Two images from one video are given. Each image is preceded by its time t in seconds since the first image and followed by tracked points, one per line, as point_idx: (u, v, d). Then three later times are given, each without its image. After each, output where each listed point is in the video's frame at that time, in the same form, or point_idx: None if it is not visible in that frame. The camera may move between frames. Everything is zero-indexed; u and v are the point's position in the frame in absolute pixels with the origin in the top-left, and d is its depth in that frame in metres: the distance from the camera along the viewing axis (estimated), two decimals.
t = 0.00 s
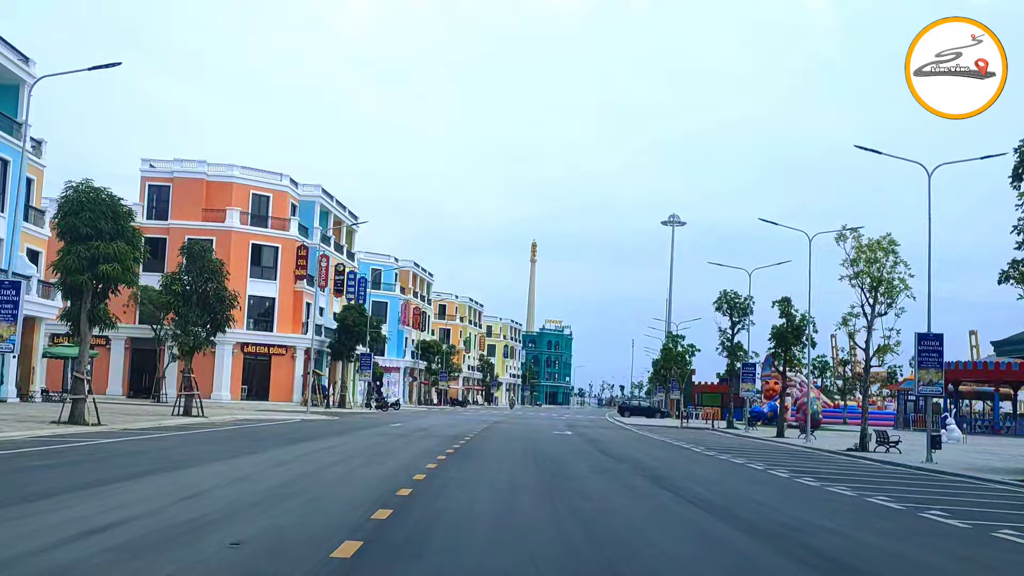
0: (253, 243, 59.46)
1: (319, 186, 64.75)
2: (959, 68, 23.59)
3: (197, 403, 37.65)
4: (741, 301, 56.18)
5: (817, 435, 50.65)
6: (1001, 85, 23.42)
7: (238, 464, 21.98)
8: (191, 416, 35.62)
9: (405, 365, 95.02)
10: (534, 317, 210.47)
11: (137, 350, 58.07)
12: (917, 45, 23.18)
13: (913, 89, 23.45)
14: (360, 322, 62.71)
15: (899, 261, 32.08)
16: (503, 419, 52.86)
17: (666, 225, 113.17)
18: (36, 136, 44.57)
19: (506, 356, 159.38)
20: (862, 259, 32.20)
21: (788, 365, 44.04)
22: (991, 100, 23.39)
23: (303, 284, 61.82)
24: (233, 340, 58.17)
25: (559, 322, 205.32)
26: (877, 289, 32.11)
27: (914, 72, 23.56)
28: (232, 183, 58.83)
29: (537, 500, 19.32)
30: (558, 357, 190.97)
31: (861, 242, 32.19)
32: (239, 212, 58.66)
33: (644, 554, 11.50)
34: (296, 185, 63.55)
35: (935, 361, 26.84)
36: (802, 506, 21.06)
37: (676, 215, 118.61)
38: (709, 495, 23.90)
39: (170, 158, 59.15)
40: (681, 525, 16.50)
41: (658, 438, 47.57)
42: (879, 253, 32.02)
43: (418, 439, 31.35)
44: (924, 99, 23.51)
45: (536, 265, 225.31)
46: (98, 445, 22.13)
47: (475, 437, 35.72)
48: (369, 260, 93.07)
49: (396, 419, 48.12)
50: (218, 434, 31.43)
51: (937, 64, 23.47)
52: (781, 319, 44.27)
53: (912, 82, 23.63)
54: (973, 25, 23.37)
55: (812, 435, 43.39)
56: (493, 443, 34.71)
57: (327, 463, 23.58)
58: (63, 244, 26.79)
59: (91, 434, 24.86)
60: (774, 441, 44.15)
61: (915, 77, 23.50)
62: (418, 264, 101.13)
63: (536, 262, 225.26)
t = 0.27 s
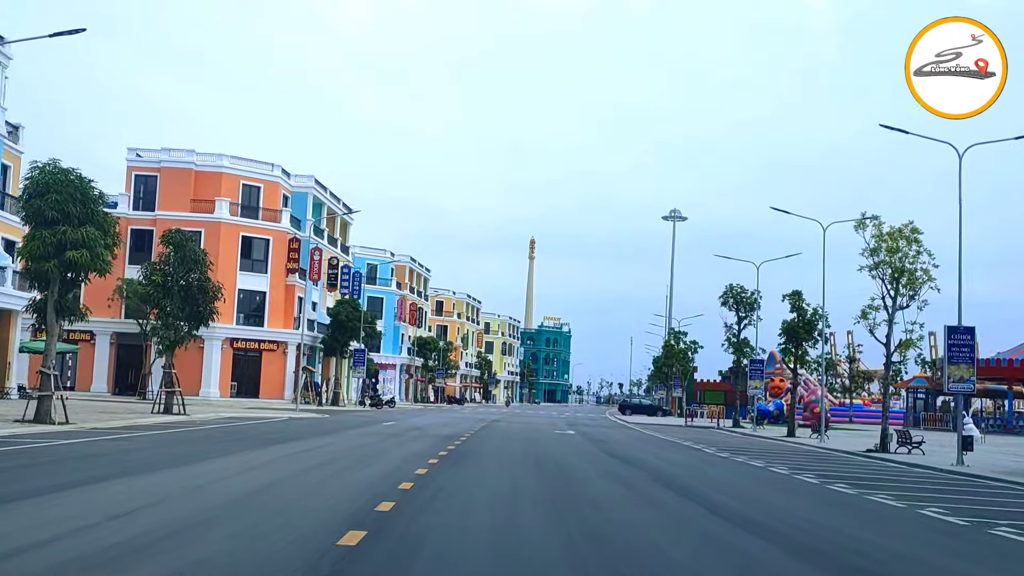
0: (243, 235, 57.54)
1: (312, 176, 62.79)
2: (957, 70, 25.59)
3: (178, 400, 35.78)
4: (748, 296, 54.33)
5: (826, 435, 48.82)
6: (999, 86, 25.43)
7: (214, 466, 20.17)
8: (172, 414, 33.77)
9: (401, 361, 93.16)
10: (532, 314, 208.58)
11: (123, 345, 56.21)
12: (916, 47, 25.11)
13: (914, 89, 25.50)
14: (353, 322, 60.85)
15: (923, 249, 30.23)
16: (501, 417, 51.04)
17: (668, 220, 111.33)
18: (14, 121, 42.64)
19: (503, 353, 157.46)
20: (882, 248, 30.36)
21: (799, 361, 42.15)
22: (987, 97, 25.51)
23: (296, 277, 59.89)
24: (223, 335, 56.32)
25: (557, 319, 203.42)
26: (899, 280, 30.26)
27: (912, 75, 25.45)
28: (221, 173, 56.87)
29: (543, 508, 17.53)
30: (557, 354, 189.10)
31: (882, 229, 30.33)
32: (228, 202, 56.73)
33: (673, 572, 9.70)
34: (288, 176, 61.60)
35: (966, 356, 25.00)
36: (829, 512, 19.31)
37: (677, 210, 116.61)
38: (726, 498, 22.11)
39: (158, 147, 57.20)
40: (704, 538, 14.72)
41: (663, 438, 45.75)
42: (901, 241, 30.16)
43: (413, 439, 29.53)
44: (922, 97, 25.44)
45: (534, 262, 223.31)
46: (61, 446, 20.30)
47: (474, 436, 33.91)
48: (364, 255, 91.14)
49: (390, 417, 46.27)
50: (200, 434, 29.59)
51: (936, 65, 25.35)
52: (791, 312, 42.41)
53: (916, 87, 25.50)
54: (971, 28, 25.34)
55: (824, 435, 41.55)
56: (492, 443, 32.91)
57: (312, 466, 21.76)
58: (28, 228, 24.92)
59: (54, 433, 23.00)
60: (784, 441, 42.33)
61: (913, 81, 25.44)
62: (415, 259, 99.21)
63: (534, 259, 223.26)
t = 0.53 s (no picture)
0: (233, 230, 55.60)
1: (305, 169, 60.86)
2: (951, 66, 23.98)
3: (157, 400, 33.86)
4: (756, 293, 52.45)
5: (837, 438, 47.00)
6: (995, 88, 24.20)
7: (183, 474, 18.33)
8: (151, 414, 31.87)
9: (397, 361, 91.29)
10: (530, 313, 206.73)
11: (106, 343, 54.41)
12: (918, 46, 23.55)
13: (912, 86, 23.93)
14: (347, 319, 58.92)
15: (950, 241, 28.36)
16: (499, 418, 49.13)
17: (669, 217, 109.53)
18: None
19: (502, 352, 155.52)
20: (907, 239, 28.48)
21: (812, 360, 40.24)
22: (983, 93, 24.07)
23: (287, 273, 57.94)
24: (211, 333, 54.33)
25: (556, 319, 201.55)
26: (924, 274, 28.41)
27: (914, 69, 23.91)
28: (210, 165, 54.95)
29: (550, 519, 15.66)
30: (556, 354, 187.23)
31: (906, 220, 28.45)
32: (217, 195, 54.81)
33: None
34: (280, 169, 59.68)
35: (1002, 353, 23.15)
36: (868, 518, 17.46)
37: (677, 208, 114.23)
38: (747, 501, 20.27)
39: (144, 138, 55.27)
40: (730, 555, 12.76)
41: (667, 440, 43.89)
42: (927, 233, 28.29)
43: (405, 441, 27.70)
44: (920, 92, 23.80)
45: (533, 261, 221.44)
46: (18, 451, 18.45)
47: (469, 438, 32.03)
48: (360, 252, 89.22)
49: (384, 418, 44.37)
50: (177, 436, 27.73)
51: (935, 64, 23.82)
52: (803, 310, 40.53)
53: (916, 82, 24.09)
54: (971, 27, 23.87)
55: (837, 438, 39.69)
56: (487, 445, 31.07)
57: (295, 472, 19.93)
58: None
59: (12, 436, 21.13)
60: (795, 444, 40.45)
61: (916, 72, 23.96)
62: (411, 256, 97.28)
63: (532, 258, 221.38)
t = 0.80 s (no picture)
0: (222, 224, 53.69)
1: (298, 162, 58.93)
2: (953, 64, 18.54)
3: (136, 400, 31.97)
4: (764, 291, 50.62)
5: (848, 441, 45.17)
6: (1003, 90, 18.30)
7: (150, 480, 16.50)
8: (127, 415, 29.96)
9: (392, 360, 89.48)
10: (528, 313, 204.88)
11: (89, 341, 52.44)
12: (916, 45, 17.75)
13: (913, 89, 17.84)
14: (341, 316, 57.09)
15: (980, 230, 26.53)
16: (496, 420, 47.30)
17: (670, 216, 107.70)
18: None
19: (500, 353, 153.58)
20: (935, 230, 26.62)
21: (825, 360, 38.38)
22: (994, 102, 17.94)
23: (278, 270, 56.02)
24: (199, 331, 52.38)
25: (554, 319, 199.69)
26: (953, 266, 26.56)
27: (914, 73, 17.95)
28: (198, 158, 53.04)
29: (561, 528, 13.86)
30: (554, 355, 185.36)
31: (934, 209, 26.59)
32: (205, 188, 52.89)
33: None
34: (271, 162, 57.75)
35: None
36: (914, 525, 15.67)
37: (678, 207, 113.86)
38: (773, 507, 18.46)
39: (130, 129, 53.33)
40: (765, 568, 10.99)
41: (672, 443, 42.03)
42: (956, 223, 26.44)
43: (398, 443, 25.86)
44: (924, 103, 17.71)
45: (531, 261, 219.57)
46: None
47: (467, 440, 30.20)
48: (355, 249, 87.33)
49: (377, 420, 42.46)
50: (153, 438, 25.87)
51: (935, 65, 17.82)
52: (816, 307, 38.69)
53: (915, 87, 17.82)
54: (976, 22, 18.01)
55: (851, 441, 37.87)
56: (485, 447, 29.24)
57: (276, 477, 18.09)
58: None
59: None
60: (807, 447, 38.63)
61: (915, 79, 17.93)
62: (407, 254, 95.38)
63: (530, 258, 219.51)
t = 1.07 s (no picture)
0: (209, 219, 51.76)
1: (289, 155, 57.00)
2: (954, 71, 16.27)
3: (110, 402, 30.04)
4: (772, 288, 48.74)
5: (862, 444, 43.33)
6: (1013, 88, 15.71)
7: (106, 493, 14.68)
8: (99, 418, 28.04)
9: (387, 361, 87.67)
10: (526, 314, 203.10)
11: (70, 341, 50.44)
12: (913, 42, 15.44)
13: (912, 90, 15.35)
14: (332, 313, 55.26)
15: (1015, 217, 24.66)
16: (493, 422, 45.42)
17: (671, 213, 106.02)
18: None
19: (497, 353, 151.69)
20: (967, 216, 24.77)
21: (840, 359, 36.50)
22: (999, 103, 15.42)
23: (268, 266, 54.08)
24: (185, 330, 50.47)
25: (553, 319, 197.79)
26: (986, 257, 24.69)
27: (914, 74, 15.86)
28: (185, 150, 51.11)
29: (574, 551, 11.98)
30: (553, 355, 183.53)
31: (967, 195, 24.71)
32: (192, 182, 50.96)
33: None
34: (262, 155, 55.81)
35: None
36: (967, 541, 13.89)
37: (678, 203, 112.13)
38: (803, 519, 16.66)
39: (114, 120, 51.36)
40: None
41: (678, 446, 40.18)
42: (991, 210, 24.59)
43: (389, 447, 24.04)
44: (924, 105, 15.21)
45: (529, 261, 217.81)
46: None
47: (463, 443, 28.35)
48: (349, 247, 85.51)
49: (370, 422, 40.62)
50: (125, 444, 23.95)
51: (939, 64, 15.99)
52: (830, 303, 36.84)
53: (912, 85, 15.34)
54: (988, 13, 15.75)
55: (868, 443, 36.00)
56: (483, 450, 27.39)
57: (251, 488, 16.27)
58: None
59: None
60: (821, 450, 36.77)
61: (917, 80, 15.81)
62: (403, 252, 93.50)
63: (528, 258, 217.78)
